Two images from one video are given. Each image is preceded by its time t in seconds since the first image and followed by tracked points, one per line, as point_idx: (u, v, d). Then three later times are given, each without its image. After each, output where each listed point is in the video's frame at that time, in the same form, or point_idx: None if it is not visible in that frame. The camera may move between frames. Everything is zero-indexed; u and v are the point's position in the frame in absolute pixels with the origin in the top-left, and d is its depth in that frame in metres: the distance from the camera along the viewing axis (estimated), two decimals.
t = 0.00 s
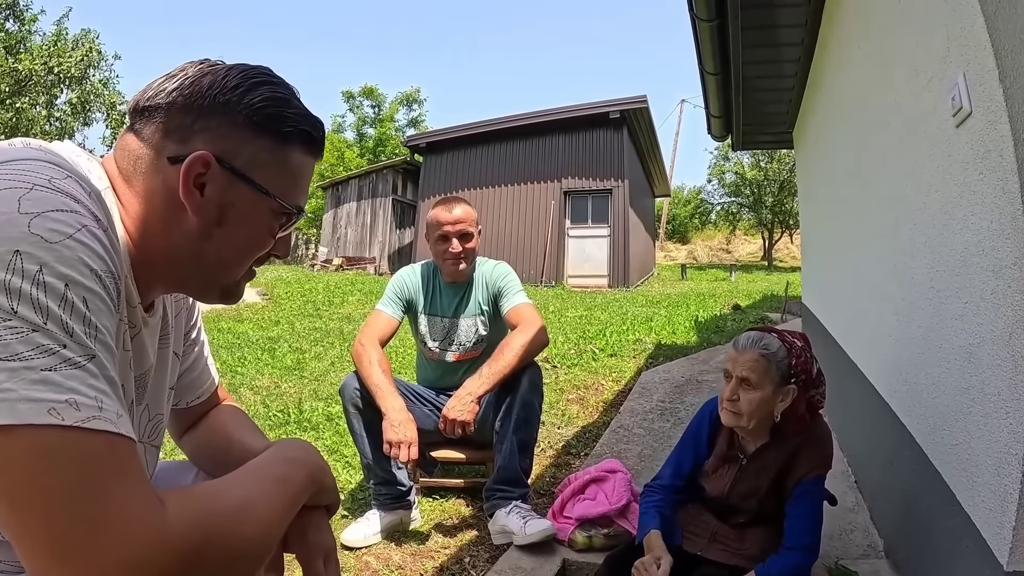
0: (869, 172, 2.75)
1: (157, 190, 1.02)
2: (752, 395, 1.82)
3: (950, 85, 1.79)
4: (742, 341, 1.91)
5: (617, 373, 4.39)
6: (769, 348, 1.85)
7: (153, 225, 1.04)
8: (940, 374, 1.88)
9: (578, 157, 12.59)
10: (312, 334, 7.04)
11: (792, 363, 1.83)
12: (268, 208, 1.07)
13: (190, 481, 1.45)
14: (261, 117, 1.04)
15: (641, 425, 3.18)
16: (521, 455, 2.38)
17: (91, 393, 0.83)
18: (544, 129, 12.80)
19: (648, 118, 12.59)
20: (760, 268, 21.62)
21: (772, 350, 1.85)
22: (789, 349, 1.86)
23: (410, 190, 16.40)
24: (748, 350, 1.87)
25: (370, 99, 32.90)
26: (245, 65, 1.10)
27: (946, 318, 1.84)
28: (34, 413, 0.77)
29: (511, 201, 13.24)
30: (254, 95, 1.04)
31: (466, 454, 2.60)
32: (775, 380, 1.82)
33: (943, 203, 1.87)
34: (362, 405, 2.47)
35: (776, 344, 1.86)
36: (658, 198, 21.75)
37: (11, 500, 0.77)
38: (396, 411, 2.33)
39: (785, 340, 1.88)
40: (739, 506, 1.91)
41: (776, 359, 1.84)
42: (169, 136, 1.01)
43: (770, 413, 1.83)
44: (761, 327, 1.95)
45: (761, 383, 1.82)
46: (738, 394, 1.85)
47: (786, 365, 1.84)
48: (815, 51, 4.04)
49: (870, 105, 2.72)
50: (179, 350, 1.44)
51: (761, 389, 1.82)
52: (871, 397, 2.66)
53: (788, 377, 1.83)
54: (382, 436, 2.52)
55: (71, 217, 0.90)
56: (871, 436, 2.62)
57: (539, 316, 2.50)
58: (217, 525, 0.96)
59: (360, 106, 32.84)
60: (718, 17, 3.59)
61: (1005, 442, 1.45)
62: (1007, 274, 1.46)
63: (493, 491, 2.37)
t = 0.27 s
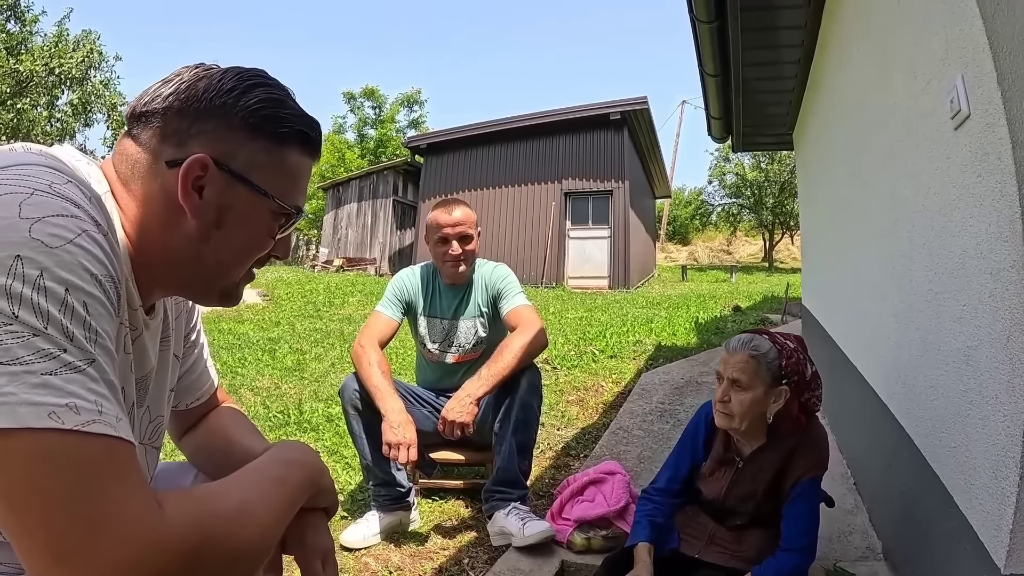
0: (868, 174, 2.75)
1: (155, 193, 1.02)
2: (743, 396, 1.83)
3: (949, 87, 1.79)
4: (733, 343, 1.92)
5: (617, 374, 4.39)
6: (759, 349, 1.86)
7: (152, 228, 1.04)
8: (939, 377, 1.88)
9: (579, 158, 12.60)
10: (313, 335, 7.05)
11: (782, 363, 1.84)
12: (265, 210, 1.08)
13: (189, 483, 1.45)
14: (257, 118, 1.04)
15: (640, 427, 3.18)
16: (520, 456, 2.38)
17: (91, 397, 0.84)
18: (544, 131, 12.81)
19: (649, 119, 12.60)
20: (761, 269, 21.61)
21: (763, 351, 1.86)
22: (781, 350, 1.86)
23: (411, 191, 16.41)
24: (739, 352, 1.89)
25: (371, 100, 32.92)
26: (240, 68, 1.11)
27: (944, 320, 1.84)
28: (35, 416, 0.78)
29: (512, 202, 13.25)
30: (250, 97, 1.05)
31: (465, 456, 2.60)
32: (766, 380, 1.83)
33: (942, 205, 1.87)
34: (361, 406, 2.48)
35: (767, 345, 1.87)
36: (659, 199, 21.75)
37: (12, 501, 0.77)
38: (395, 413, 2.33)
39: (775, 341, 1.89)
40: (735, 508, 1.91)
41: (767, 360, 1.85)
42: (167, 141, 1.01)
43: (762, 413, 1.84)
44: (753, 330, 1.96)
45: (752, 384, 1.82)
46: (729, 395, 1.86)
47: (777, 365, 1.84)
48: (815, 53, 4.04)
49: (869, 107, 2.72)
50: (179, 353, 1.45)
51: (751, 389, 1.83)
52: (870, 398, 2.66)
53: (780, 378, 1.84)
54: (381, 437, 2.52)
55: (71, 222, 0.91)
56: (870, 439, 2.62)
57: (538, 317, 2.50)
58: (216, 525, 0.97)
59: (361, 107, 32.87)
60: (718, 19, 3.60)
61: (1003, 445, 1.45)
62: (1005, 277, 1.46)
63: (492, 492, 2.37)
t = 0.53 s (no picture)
0: (868, 175, 2.75)
1: (153, 194, 1.02)
2: (735, 397, 1.83)
3: (948, 88, 1.79)
4: (724, 345, 1.93)
5: (617, 375, 4.39)
6: (748, 349, 1.87)
7: (150, 228, 1.04)
8: (938, 378, 1.88)
9: (579, 160, 12.60)
10: (313, 336, 7.05)
11: (772, 362, 1.84)
12: (263, 208, 1.08)
13: (187, 483, 1.45)
14: (254, 117, 1.04)
15: (640, 428, 3.18)
16: (520, 458, 2.38)
17: (88, 397, 0.84)
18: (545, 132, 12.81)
19: (650, 120, 12.60)
20: (762, 270, 21.60)
21: (753, 351, 1.86)
22: (771, 349, 1.86)
23: (412, 192, 16.43)
24: (729, 353, 1.89)
25: (372, 101, 32.94)
26: (235, 67, 1.11)
27: (944, 322, 1.84)
28: (32, 417, 0.78)
29: (512, 203, 13.24)
30: (245, 97, 1.05)
31: (465, 457, 2.59)
32: (757, 379, 1.82)
33: (942, 206, 1.87)
34: (360, 407, 2.48)
35: (756, 345, 1.88)
36: (660, 200, 21.75)
37: (8, 501, 0.77)
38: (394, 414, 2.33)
39: (765, 341, 1.89)
40: (733, 510, 1.91)
41: (756, 360, 1.85)
42: (164, 141, 1.01)
43: (756, 414, 1.83)
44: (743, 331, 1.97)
45: (743, 384, 1.83)
46: (722, 396, 1.86)
47: (768, 364, 1.84)
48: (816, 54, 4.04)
49: (870, 107, 2.72)
50: (177, 354, 1.45)
51: (743, 390, 1.83)
52: (870, 399, 2.66)
53: (772, 377, 1.83)
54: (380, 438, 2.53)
55: (69, 224, 0.91)
56: (870, 440, 2.61)
57: (537, 318, 2.51)
58: (214, 525, 0.97)
59: (362, 108, 32.88)
60: (719, 20, 3.59)
61: (1003, 446, 1.44)
62: (1005, 278, 1.46)
63: (492, 494, 2.37)
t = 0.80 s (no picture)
0: (870, 175, 2.75)
1: (162, 197, 1.02)
2: (732, 395, 1.83)
3: (950, 89, 1.80)
4: (721, 345, 1.94)
5: (617, 375, 4.39)
6: (744, 348, 1.88)
7: (160, 230, 1.04)
8: (940, 377, 1.88)
9: (580, 160, 12.60)
10: (314, 336, 7.05)
11: (769, 360, 1.84)
12: (272, 209, 1.08)
13: (191, 483, 1.46)
14: (262, 118, 1.04)
15: (641, 428, 3.18)
16: (522, 457, 2.39)
17: (99, 398, 0.84)
18: (545, 132, 12.82)
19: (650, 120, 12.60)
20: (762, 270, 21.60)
21: (748, 350, 1.87)
22: (767, 348, 1.87)
23: (412, 192, 16.44)
24: (726, 353, 1.90)
25: (373, 101, 32.94)
26: (242, 69, 1.11)
27: (946, 321, 1.84)
28: (44, 418, 0.78)
29: (513, 203, 13.25)
30: (253, 98, 1.05)
31: (467, 457, 2.60)
32: (754, 378, 1.83)
33: (943, 207, 1.87)
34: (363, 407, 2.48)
35: (752, 344, 1.89)
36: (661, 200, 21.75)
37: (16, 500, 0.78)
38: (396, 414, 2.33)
39: (761, 340, 1.90)
40: (735, 510, 1.91)
41: (753, 359, 1.85)
42: (173, 142, 1.02)
43: (755, 413, 1.83)
44: (739, 331, 1.98)
45: (740, 382, 1.83)
46: (721, 395, 1.86)
47: (764, 363, 1.85)
48: (816, 54, 4.05)
49: (871, 108, 2.72)
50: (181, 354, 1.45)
51: (740, 388, 1.83)
52: (871, 399, 2.66)
53: (769, 375, 1.84)
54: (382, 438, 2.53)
55: (79, 226, 0.91)
56: (871, 440, 2.62)
57: (539, 318, 2.51)
58: (218, 525, 0.97)
59: (363, 108, 32.89)
60: (720, 20, 3.60)
61: (1004, 446, 1.45)
62: (1006, 278, 1.46)
63: (494, 493, 2.37)
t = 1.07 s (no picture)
0: (871, 177, 2.76)
1: (175, 205, 1.03)
2: (727, 395, 1.85)
3: (951, 92, 1.81)
4: (719, 346, 1.95)
5: (619, 375, 4.40)
6: (740, 349, 1.89)
7: (172, 238, 1.05)
8: (940, 378, 1.89)
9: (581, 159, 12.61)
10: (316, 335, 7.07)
11: (764, 361, 1.84)
12: (283, 217, 1.09)
13: (199, 483, 1.46)
14: (275, 130, 1.05)
15: (643, 428, 3.20)
16: (525, 457, 2.40)
17: (110, 404, 0.85)
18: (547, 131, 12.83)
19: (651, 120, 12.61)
20: (763, 270, 21.60)
21: (744, 351, 1.88)
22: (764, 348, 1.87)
23: (413, 192, 16.45)
24: (723, 353, 1.91)
25: (374, 100, 32.95)
26: (254, 76, 1.12)
27: (946, 323, 1.85)
28: (55, 424, 0.79)
29: (514, 203, 13.26)
30: (267, 108, 1.06)
31: (469, 457, 2.61)
32: (750, 378, 1.84)
33: (944, 208, 1.88)
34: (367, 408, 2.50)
35: (749, 344, 1.89)
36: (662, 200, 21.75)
37: (28, 505, 0.79)
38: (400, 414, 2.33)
39: (758, 340, 1.90)
40: (736, 509, 1.92)
41: (749, 359, 1.86)
42: (186, 154, 1.02)
43: (752, 413, 1.84)
44: (738, 331, 1.98)
45: (736, 382, 1.85)
46: (717, 396, 1.88)
47: (760, 363, 1.85)
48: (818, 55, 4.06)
49: (873, 110, 2.73)
50: (188, 355, 1.46)
51: (736, 389, 1.84)
52: (872, 400, 2.67)
53: (764, 376, 1.84)
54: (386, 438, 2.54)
55: (92, 231, 0.92)
56: (872, 440, 2.63)
57: (541, 319, 2.52)
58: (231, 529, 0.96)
59: (364, 107, 32.90)
60: (721, 21, 3.61)
61: (1004, 446, 1.46)
62: (1006, 280, 1.47)
63: (496, 493, 2.38)
